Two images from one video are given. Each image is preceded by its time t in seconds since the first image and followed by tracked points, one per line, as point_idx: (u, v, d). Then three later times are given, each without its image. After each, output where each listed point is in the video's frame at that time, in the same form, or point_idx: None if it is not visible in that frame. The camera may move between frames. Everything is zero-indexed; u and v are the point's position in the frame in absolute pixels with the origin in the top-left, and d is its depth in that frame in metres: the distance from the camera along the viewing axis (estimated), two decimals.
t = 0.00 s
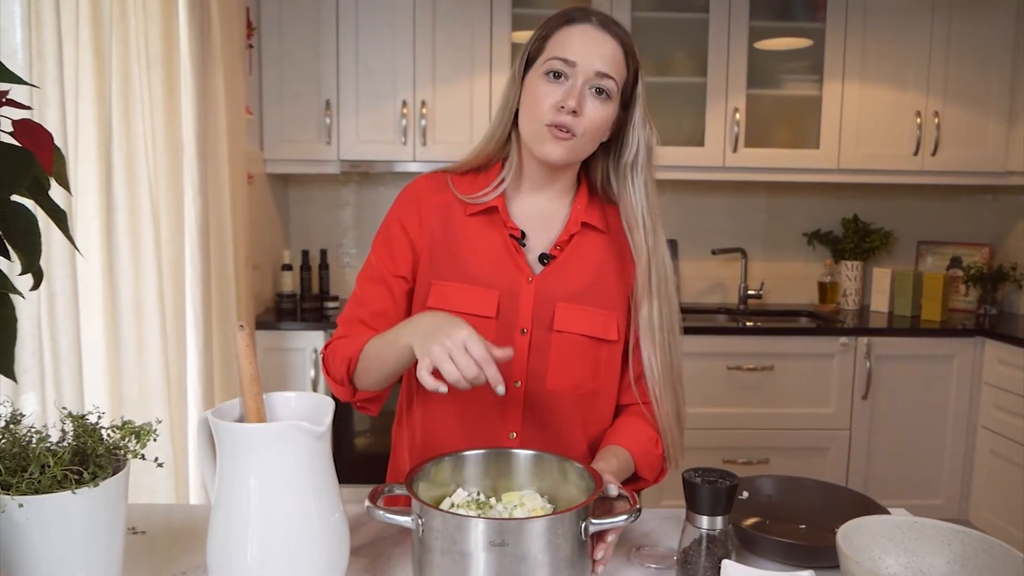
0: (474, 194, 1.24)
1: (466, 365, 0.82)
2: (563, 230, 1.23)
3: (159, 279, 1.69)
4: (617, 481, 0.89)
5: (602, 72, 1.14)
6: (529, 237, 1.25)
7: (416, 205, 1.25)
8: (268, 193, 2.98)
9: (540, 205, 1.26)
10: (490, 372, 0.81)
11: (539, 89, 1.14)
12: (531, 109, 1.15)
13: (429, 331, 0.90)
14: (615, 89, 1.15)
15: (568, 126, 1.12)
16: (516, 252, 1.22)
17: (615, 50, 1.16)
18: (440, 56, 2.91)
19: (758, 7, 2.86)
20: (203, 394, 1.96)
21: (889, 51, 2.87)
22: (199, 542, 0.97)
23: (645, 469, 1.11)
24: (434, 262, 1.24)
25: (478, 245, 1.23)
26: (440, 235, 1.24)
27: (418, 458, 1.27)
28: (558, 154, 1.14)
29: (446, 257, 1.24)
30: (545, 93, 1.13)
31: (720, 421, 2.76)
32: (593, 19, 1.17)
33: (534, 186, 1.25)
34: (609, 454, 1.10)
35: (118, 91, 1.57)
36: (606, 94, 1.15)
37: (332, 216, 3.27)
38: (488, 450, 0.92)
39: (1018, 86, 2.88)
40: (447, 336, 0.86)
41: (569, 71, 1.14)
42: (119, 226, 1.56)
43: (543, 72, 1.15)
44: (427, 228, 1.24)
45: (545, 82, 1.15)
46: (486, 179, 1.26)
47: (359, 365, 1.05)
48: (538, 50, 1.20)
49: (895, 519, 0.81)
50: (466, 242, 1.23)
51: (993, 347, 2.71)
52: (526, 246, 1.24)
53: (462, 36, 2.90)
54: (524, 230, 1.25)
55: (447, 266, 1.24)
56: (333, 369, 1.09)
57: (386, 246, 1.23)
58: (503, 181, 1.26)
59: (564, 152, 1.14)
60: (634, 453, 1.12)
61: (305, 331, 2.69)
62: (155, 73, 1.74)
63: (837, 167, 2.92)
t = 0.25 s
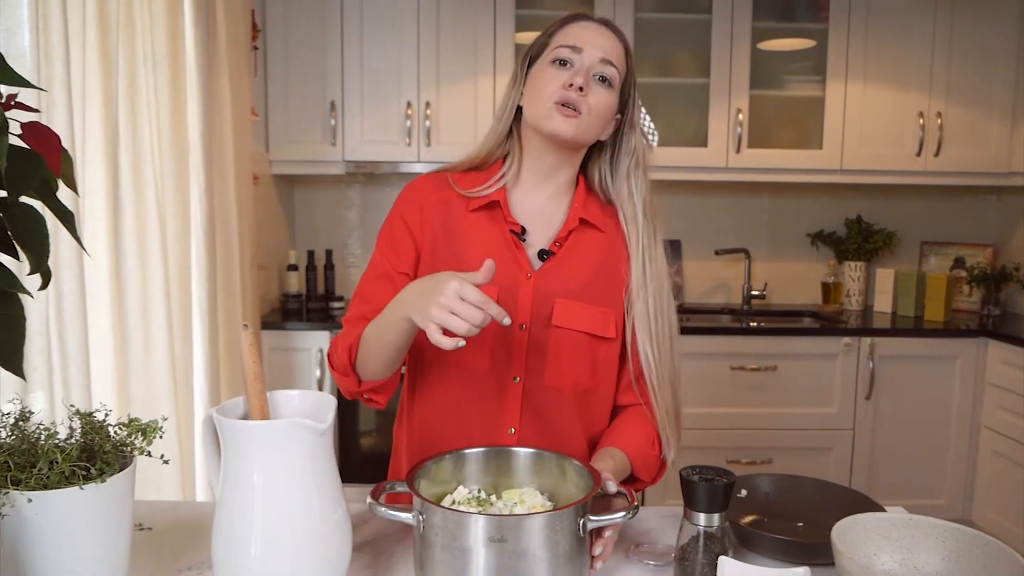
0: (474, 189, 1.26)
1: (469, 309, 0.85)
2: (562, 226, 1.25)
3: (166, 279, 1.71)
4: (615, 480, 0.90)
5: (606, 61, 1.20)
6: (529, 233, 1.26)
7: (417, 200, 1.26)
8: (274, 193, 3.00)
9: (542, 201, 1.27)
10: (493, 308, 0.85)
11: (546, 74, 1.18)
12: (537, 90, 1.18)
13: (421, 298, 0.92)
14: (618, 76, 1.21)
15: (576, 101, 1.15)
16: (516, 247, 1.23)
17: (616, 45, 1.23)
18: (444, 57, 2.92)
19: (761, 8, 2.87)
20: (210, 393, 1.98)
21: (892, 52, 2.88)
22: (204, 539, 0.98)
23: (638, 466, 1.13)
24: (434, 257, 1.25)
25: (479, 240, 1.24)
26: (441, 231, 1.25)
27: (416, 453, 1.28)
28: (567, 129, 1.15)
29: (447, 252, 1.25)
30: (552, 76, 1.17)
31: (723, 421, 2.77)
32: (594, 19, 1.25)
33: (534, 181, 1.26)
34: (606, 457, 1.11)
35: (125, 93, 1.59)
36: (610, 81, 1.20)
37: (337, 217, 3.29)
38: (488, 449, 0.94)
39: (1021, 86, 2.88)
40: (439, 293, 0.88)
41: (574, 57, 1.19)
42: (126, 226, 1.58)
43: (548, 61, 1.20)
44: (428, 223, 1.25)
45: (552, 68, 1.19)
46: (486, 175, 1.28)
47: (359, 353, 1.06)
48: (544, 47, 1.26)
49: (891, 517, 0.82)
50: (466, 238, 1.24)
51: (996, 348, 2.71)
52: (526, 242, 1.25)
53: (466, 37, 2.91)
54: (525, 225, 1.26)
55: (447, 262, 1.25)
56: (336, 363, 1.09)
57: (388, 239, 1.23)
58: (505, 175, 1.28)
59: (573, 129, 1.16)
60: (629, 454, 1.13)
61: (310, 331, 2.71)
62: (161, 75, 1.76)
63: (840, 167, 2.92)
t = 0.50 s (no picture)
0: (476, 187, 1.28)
1: (486, 260, 0.87)
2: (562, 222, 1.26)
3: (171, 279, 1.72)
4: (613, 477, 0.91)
5: (579, 48, 1.24)
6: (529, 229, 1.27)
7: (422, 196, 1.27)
8: (279, 194, 3.01)
9: (543, 200, 1.29)
10: (505, 247, 0.86)
11: (527, 76, 1.22)
12: (524, 91, 1.21)
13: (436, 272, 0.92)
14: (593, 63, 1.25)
15: (565, 91, 1.19)
16: (518, 241, 1.25)
17: (583, 35, 1.28)
18: (448, 58, 2.94)
19: (765, 9, 2.88)
20: (216, 392, 2.00)
21: (895, 52, 2.88)
22: (209, 535, 0.99)
23: (635, 464, 1.13)
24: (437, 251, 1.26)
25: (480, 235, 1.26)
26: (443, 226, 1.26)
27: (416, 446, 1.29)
28: (565, 118, 1.19)
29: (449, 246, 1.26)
30: (535, 75, 1.21)
31: (726, 421, 2.77)
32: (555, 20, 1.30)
33: (536, 175, 1.28)
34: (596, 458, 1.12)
35: (131, 95, 1.60)
36: (587, 67, 1.24)
37: (342, 217, 3.31)
38: (489, 447, 0.95)
39: None
40: (452, 261, 0.89)
41: (549, 55, 1.24)
42: (132, 227, 1.60)
43: (524, 65, 1.24)
44: (432, 218, 1.26)
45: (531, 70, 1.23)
46: (488, 177, 1.30)
47: (371, 340, 1.07)
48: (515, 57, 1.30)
49: (886, 515, 0.84)
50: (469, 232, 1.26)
51: (999, 348, 2.71)
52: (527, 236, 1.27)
53: (469, 39, 2.92)
54: (525, 221, 1.28)
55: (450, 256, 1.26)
56: (349, 351, 1.10)
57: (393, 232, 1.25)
58: (507, 179, 1.29)
59: (569, 117, 1.19)
60: (624, 454, 1.14)
61: (314, 331, 2.72)
62: (167, 77, 1.78)
63: (843, 168, 2.93)
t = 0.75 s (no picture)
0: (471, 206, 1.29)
1: (471, 315, 0.89)
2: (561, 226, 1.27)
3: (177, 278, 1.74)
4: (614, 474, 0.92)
5: (551, 62, 1.19)
6: (529, 235, 1.29)
7: (422, 214, 1.30)
8: (283, 194, 3.03)
9: (541, 206, 1.31)
10: (479, 299, 0.88)
11: (501, 102, 1.20)
12: (502, 121, 1.20)
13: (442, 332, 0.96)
14: (568, 69, 1.20)
15: (543, 118, 1.17)
16: (517, 251, 1.26)
17: (554, 40, 1.21)
18: (452, 59, 2.95)
19: (768, 10, 2.88)
20: (221, 391, 2.01)
21: (899, 53, 2.89)
22: (214, 532, 1.01)
23: (645, 461, 1.13)
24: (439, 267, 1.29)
25: (480, 246, 1.28)
26: (444, 243, 1.29)
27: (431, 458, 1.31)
28: (548, 146, 1.18)
29: (450, 260, 1.29)
30: (509, 102, 1.18)
31: (729, 420, 2.78)
32: (517, 23, 1.23)
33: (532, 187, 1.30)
34: (606, 455, 1.12)
35: (138, 97, 1.62)
36: (564, 78, 1.19)
37: (346, 217, 3.32)
38: (491, 445, 0.96)
39: None
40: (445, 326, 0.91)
41: (519, 73, 1.19)
42: (139, 226, 1.62)
43: (498, 87, 1.21)
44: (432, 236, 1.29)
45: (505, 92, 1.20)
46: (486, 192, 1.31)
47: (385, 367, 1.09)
48: (491, 69, 1.27)
49: (884, 513, 0.84)
50: (470, 245, 1.28)
51: (1002, 348, 2.71)
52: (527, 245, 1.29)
53: (473, 39, 2.94)
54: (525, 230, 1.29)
55: (452, 271, 1.28)
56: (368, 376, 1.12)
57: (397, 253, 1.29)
58: (503, 190, 1.31)
59: (552, 143, 1.18)
60: (635, 450, 1.13)
61: (318, 330, 2.73)
62: (173, 78, 1.79)
63: (846, 168, 2.93)
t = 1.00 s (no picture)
0: (478, 216, 1.29)
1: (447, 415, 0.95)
2: (570, 231, 1.27)
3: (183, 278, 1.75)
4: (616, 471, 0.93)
5: (552, 71, 1.18)
6: (538, 238, 1.30)
7: (431, 224, 1.31)
8: (287, 193, 3.04)
9: (548, 210, 1.31)
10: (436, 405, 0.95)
11: (508, 116, 1.19)
12: (510, 134, 1.20)
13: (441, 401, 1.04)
14: (572, 76, 1.19)
15: (551, 132, 1.17)
16: (528, 258, 1.27)
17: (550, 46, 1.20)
18: (455, 59, 2.96)
19: (771, 10, 2.89)
20: (224, 389, 2.02)
21: (901, 53, 2.89)
22: (220, 528, 1.02)
23: (655, 462, 1.15)
24: (450, 276, 1.30)
25: (491, 254, 1.29)
26: (452, 252, 1.30)
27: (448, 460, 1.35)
28: (557, 158, 1.18)
29: (460, 269, 1.30)
30: (516, 116, 1.18)
31: (731, 420, 2.79)
32: (515, 29, 1.22)
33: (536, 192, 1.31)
34: (609, 453, 1.12)
35: (145, 97, 1.63)
36: (568, 86, 1.18)
37: (350, 217, 3.34)
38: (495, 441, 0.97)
39: None
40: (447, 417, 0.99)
41: (523, 85, 1.18)
42: (145, 225, 1.63)
43: (502, 100, 1.20)
44: (442, 245, 1.30)
45: (510, 106, 1.20)
46: (491, 198, 1.32)
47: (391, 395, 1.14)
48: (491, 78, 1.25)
49: (883, 509, 0.85)
50: (479, 254, 1.29)
51: (1004, 349, 2.72)
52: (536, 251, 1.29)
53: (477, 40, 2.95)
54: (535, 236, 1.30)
55: (462, 279, 1.29)
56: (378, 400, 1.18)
57: (408, 266, 1.30)
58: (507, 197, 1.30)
59: (561, 154, 1.18)
60: (645, 454, 1.14)
61: (322, 329, 2.75)
62: (180, 79, 1.81)
63: (848, 168, 2.94)
